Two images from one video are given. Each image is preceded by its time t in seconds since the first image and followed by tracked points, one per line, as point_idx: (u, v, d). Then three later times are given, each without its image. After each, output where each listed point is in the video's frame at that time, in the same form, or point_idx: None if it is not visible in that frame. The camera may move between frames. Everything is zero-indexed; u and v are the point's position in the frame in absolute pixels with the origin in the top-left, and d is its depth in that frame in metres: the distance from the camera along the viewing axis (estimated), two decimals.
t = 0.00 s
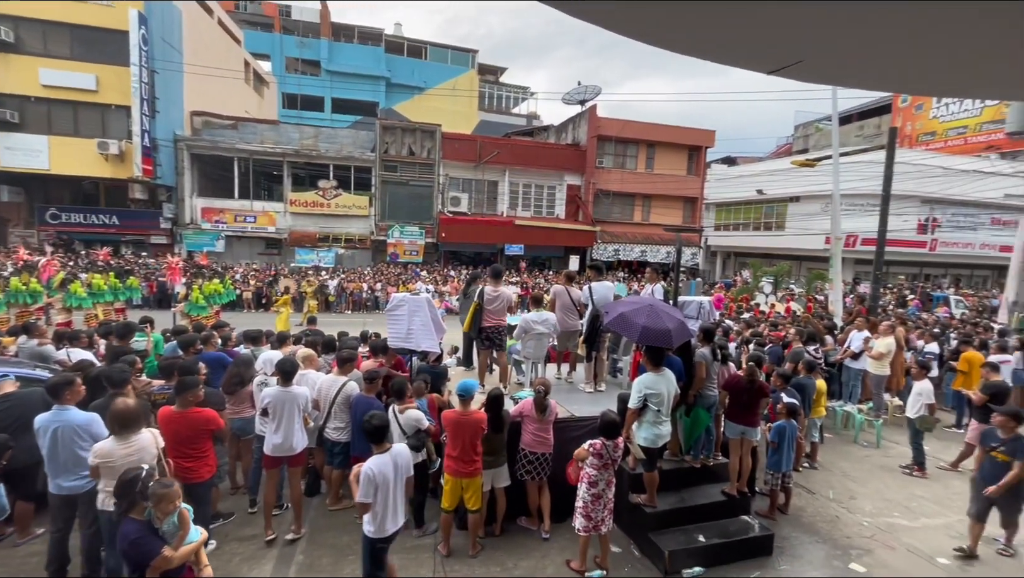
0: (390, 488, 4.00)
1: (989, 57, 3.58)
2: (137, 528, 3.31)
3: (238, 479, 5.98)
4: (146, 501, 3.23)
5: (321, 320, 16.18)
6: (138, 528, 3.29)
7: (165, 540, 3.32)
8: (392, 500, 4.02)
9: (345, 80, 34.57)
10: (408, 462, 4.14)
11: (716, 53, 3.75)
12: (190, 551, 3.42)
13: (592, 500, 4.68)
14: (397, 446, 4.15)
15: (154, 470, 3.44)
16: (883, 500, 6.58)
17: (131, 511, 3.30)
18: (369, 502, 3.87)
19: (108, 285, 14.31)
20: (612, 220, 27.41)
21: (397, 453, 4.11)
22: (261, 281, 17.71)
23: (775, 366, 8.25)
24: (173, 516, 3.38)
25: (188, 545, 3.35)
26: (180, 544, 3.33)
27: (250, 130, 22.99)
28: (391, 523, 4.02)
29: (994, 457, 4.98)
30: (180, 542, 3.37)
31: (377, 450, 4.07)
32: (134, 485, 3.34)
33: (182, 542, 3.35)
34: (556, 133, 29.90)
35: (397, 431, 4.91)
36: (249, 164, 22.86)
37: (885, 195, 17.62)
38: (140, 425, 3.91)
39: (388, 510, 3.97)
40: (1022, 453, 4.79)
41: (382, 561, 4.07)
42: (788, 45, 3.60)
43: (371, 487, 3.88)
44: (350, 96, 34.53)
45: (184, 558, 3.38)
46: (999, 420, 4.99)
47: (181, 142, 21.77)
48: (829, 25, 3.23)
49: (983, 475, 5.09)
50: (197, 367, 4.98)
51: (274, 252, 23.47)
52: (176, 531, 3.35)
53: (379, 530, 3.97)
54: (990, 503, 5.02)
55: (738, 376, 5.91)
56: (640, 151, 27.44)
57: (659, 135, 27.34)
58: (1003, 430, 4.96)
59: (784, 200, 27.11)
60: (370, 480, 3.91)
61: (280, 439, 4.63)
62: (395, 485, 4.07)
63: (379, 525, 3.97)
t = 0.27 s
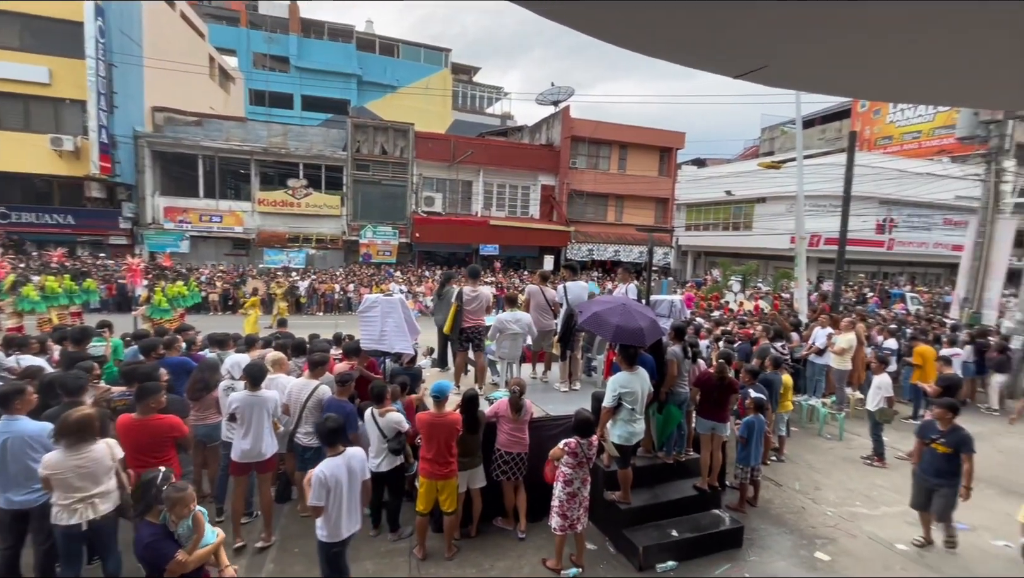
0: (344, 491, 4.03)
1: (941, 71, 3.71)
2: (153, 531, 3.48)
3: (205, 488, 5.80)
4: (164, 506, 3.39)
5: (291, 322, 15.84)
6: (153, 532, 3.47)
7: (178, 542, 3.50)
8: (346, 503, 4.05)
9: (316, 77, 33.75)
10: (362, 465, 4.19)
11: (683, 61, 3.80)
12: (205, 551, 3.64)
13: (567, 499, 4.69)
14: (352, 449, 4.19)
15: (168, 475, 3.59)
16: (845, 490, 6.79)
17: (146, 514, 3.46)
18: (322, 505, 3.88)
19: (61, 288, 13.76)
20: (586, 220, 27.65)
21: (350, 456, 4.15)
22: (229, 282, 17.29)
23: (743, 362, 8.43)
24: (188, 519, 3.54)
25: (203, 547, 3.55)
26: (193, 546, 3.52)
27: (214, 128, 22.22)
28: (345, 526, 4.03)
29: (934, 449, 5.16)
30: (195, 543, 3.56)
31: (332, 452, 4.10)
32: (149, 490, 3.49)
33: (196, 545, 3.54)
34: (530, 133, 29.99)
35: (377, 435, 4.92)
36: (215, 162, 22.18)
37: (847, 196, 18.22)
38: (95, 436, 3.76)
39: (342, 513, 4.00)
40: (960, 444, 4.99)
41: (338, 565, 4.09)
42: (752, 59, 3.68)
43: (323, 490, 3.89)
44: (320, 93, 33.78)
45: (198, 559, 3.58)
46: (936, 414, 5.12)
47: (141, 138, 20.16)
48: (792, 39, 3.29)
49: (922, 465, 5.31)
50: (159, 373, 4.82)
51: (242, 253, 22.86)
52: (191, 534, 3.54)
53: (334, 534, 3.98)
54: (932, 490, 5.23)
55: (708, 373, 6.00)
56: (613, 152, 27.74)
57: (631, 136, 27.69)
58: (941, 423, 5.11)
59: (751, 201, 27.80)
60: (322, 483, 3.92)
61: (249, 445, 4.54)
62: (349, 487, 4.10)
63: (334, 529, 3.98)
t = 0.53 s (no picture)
0: (300, 488, 4.04)
1: (901, 81, 3.84)
2: (166, 541, 3.45)
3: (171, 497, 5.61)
4: (178, 516, 3.36)
5: (262, 325, 15.48)
6: (167, 542, 3.44)
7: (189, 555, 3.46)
8: (302, 500, 4.06)
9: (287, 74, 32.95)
10: (318, 461, 4.22)
11: (656, 63, 3.83)
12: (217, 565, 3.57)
13: (544, 499, 4.69)
14: (306, 446, 4.22)
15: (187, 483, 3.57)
16: (814, 482, 6.97)
17: (160, 523, 3.45)
18: (281, 502, 3.88)
19: (15, 290, 12.95)
20: (562, 220, 27.80)
21: (307, 453, 4.19)
22: (197, 284, 16.83)
23: (716, 359, 8.58)
24: (201, 532, 3.49)
25: (213, 563, 3.48)
26: (204, 561, 3.47)
27: (179, 124, 21.24)
28: (299, 523, 4.05)
29: (887, 450, 5.14)
30: (207, 556, 3.51)
31: (286, 451, 4.11)
32: (167, 498, 3.48)
33: (207, 559, 3.49)
34: (505, 133, 29.99)
35: (354, 438, 4.85)
36: (180, 160, 21.42)
37: (813, 196, 18.71)
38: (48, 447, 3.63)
39: (298, 510, 4.01)
40: (912, 445, 4.97)
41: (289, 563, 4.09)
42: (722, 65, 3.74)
43: (282, 486, 3.90)
44: (291, 90, 33.01)
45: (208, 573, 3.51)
46: (889, 414, 5.15)
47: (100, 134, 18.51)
48: (759, 47, 3.37)
49: (877, 465, 5.29)
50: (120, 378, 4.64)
51: (210, 253, 22.24)
52: (203, 547, 3.49)
53: (288, 532, 3.99)
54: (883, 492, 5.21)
55: (682, 370, 6.08)
56: (588, 153, 27.95)
57: (605, 137, 27.94)
58: (894, 423, 5.13)
59: (723, 201, 28.37)
60: (280, 479, 3.93)
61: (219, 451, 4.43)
62: (307, 484, 4.13)
63: (287, 526, 3.98)
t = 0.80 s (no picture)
0: (258, 490, 4.02)
1: (861, 87, 3.94)
2: (188, 551, 3.27)
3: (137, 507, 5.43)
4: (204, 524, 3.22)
5: (232, 328, 15.11)
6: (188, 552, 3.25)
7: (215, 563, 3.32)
8: (258, 502, 4.04)
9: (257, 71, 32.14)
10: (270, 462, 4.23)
11: (628, 67, 3.88)
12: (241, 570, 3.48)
13: (523, 499, 4.68)
14: (258, 448, 4.21)
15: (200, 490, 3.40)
16: (784, 474, 7.13)
17: (178, 533, 3.25)
18: (244, 502, 3.86)
19: None
20: (538, 220, 27.87)
21: (261, 454, 4.18)
22: (163, 287, 16.35)
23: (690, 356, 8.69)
24: (225, 537, 3.37)
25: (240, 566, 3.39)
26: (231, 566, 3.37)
27: (142, 121, 20.30)
28: (256, 525, 4.03)
29: (847, 447, 5.28)
30: (230, 563, 3.39)
31: (240, 454, 4.07)
32: (184, 506, 3.29)
33: (233, 565, 3.39)
34: (482, 133, 29.91)
35: (329, 443, 4.76)
36: (144, 158, 20.69)
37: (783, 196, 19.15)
38: None
39: (256, 511, 3.99)
40: (868, 441, 5.09)
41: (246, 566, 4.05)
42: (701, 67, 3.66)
43: (244, 487, 3.88)
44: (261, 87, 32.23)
45: None
46: (849, 411, 5.24)
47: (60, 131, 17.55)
48: (729, 53, 3.42)
49: (837, 463, 5.38)
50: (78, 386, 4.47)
51: (177, 254, 21.65)
52: (227, 553, 3.36)
53: (246, 533, 3.96)
54: (843, 489, 5.28)
55: (657, 368, 6.13)
56: (564, 153, 28.08)
57: (581, 138, 28.11)
58: (853, 420, 5.24)
59: (695, 201, 28.84)
60: (242, 480, 3.90)
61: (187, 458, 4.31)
62: (263, 484, 4.11)
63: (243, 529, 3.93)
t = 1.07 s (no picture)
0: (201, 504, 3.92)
1: (822, 91, 4.09)
2: (203, 555, 3.16)
3: (100, 519, 5.23)
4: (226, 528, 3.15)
5: (200, 332, 14.68)
6: (204, 557, 3.15)
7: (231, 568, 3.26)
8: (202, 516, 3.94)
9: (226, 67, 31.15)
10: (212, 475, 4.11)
11: (600, 67, 3.83)
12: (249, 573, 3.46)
13: (500, 499, 4.66)
14: (200, 460, 4.09)
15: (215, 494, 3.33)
16: (756, 468, 7.27)
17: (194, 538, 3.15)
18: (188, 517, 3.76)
19: None
20: (515, 220, 27.89)
21: (204, 467, 4.06)
22: (127, 290, 15.80)
23: (664, 354, 8.79)
24: (242, 541, 3.33)
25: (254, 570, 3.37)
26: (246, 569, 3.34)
27: (104, 118, 19.70)
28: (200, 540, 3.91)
29: (800, 450, 5.10)
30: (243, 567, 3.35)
31: (182, 469, 3.94)
32: (202, 510, 3.20)
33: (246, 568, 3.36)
34: (458, 133, 29.81)
35: (304, 449, 4.67)
36: (106, 156, 19.95)
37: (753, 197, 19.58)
38: None
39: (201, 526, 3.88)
40: (821, 442, 4.95)
41: None
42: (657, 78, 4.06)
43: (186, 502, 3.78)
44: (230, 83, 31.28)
45: None
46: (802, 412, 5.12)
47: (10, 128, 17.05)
48: (696, 58, 3.50)
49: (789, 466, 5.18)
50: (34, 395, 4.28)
51: (142, 255, 20.95)
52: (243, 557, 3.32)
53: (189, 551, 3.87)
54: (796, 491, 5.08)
55: (633, 366, 6.18)
56: (540, 154, 28.17)
57: (557, 138, 28.25)
58: (806, 421, 5.11)
59: (670, 202, 29.23)
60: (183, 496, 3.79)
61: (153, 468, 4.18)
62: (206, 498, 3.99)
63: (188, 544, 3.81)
